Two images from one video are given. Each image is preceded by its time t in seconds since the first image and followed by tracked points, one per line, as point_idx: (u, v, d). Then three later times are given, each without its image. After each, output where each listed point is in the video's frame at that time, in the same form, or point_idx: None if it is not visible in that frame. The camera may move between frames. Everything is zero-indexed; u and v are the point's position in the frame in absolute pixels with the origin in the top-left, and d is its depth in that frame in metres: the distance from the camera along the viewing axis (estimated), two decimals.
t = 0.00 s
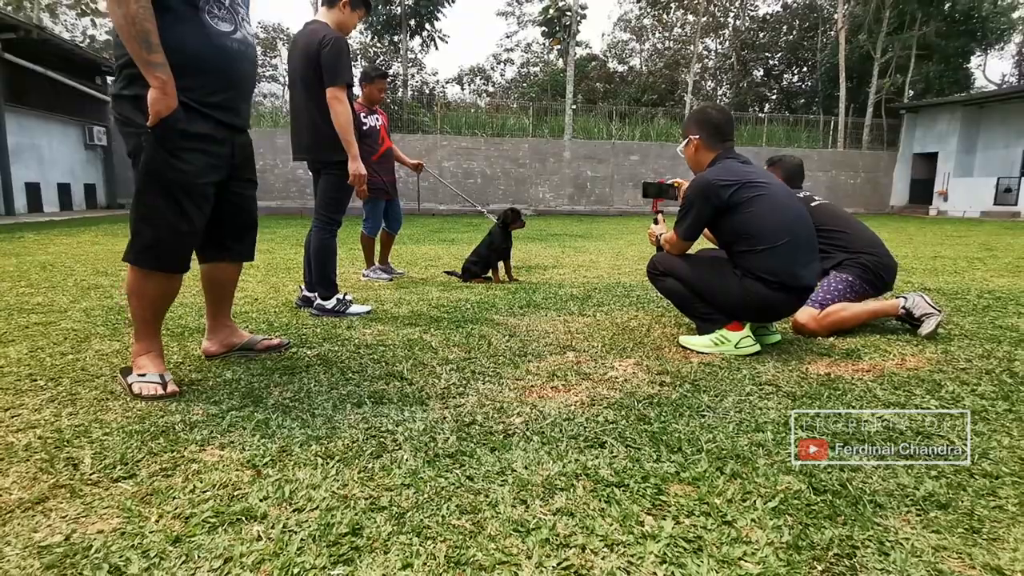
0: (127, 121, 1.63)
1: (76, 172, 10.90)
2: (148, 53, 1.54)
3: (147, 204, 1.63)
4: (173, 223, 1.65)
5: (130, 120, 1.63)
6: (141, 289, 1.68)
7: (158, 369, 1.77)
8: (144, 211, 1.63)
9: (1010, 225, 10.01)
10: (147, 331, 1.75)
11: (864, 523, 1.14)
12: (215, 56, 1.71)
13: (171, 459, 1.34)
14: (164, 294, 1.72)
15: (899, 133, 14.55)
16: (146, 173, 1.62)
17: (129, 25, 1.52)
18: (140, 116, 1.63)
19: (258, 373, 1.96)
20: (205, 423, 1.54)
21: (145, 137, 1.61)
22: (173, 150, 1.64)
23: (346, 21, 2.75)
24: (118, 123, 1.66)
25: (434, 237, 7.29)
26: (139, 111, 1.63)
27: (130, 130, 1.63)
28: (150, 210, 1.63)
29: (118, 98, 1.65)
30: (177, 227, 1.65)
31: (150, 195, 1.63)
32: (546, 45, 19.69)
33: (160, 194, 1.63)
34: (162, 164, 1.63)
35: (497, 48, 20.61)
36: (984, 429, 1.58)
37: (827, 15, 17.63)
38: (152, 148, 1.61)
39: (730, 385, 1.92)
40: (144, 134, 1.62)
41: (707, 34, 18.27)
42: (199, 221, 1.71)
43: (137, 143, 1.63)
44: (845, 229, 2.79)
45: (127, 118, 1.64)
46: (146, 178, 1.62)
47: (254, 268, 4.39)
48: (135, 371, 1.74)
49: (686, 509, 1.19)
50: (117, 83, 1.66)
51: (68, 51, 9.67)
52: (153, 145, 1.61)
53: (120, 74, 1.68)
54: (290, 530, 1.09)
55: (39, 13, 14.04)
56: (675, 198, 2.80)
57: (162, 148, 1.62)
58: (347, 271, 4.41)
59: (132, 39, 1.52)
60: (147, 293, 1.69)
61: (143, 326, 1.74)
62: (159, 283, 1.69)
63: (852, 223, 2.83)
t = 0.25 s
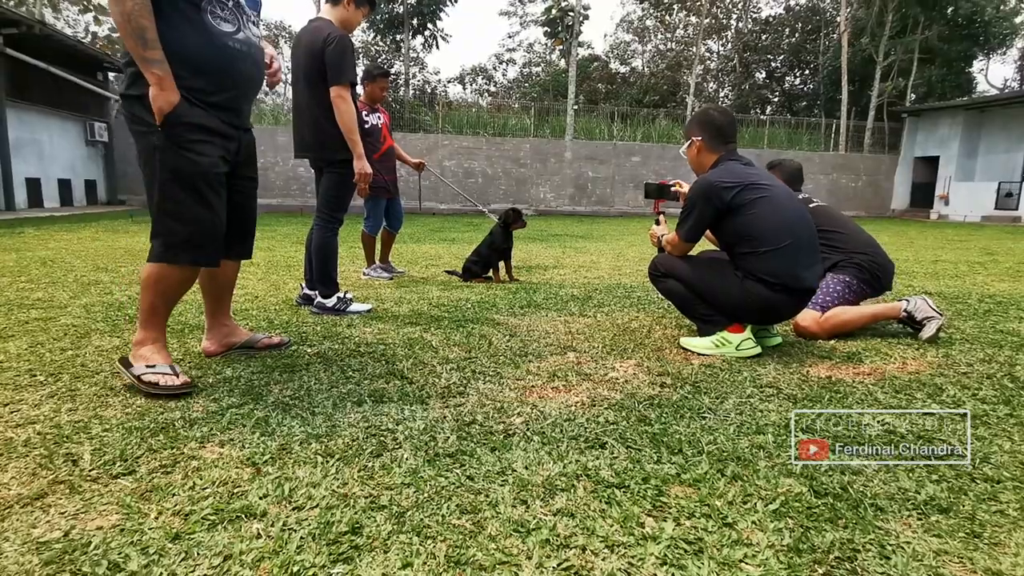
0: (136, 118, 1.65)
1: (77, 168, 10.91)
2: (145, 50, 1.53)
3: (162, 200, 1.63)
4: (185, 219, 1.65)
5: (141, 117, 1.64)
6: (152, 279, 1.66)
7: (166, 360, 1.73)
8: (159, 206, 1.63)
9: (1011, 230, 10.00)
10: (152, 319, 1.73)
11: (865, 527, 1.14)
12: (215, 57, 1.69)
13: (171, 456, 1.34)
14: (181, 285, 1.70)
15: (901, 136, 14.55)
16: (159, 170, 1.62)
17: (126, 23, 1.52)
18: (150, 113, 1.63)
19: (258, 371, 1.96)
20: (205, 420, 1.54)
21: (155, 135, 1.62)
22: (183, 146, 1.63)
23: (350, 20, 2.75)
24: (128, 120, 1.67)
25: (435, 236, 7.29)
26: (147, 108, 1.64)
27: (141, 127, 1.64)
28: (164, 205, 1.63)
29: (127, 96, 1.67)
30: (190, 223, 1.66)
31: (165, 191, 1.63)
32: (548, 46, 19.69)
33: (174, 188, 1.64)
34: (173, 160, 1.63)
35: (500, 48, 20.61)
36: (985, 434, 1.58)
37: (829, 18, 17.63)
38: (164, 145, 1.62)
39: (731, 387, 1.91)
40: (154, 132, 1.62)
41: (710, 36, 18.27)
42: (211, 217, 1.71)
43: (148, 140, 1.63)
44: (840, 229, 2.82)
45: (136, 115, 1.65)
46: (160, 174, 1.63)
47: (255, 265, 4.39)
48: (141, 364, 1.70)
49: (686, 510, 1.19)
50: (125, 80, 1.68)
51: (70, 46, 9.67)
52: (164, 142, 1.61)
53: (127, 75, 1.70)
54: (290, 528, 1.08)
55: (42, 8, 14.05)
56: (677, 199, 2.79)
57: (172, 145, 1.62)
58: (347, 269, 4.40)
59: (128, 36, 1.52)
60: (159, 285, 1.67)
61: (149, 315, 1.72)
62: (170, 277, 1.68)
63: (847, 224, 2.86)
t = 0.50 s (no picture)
0: (140, 119, 1.64)
1: (78, 166, 10.91)
2: (153, 49, 1.53)
3: (166, 202, 1.62)
4: (189, 221, 1.64)
5: (145, 119, 1.63)
6: (157, 288, 1.63)
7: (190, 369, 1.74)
8: (163, 209, 1.62)
9: (1011, 233, 9.99)
10: (161, 333, 1.70)
11: (865, 529, 1.14)
12: (220, 53, 1.70)
13: (171, 453, 1.34)
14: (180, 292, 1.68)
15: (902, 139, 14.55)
16: (164, 171, 1.61)
17: (133, 21, 1.51)
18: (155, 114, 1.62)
19: (258, 370, 1.96)
20: (205, 418, 1.54)
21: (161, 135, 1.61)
22: (189, 146, 1.63)
23: (353, 19, 2.75)
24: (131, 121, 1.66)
25: (435, 236, 7.29)
26: (153, 109, 1.63)
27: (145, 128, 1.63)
28: (167, 207, 1.62)
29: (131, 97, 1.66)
30: (193, 224, 1.64)
31: (171, 193, 1.62)
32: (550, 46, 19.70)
33: (180, 190, 1.62)
34: (178, 160, 1.62)
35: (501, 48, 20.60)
36: (986, 437, 1.57)
37: (831, 20, 17.63)
38: (171, 145, 1.61)
39: (731, 388, 1.91)
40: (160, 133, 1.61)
41: (711, 37, 18.27)
42: (217, 218, 1.70)
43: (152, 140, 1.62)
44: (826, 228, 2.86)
45: (141, 115, 1.64)
46: (165, 176, 1.61)
47: (255, 264, 4.39)
48: (171, 375, 1.70)
49: (686, 511, 1.19)
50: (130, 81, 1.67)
51: (72, 44, 9.67)
52: (170, 142, 1.61)
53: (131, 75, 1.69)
54: (290, 527, 1.08)
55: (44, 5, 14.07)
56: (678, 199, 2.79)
57: (179, 144, 1.61)
58: (348, 268, 4.40)
59: (136, 36, 1.52)
60: (161, 293, 1.64)
61: (157, 327, 1.69)
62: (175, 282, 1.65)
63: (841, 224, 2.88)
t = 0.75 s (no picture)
0: (137, 116, 1.60)
1: (79, 165, 10.90)
2: (152, 43, 1.51)
3: (165, 203, 1.60)
4: (188, 222, 1.62)
5: (143, 117, 1.60)
6: (154, 290, 1.62)
7: (189, 370, 1.73)
8: (160, 210, 1.59)
9: (1012, 234, 9.99)
10: (158, 336, 1.69)
11: (865, 530, 1.14)
12: (217, 44, 1.70)
13: (171, 452, 1.34)
14: (176, 295, 1.67)
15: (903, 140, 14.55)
16: (163, 172, 1.59)
17: (127, 14, 1.48)
18: (155, 113, 1.60)
19: (258, 369, 1.96)
20: (205, 417, 1.54)
21: (161, 133, 1.59)
22: (190, 146, 1.62)
23: (353, 18, 2.75)
24: (125, 118, 1.62)
25: (436, 236, 7.29)
26: (152, 106, 1.60)
27: (142, 127, 1.60)
28: (166, 208, 1.60)
29: (125, 93, 1.62)
30: (192, 226, 1.63)
31: (171, 194, 1.60)
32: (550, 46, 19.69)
33: (179, 191, 1.61)
34: (179, 159, 1.60)
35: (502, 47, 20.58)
36: (985, 437, 1.58)
37: (832, 20, 17.63)
38: (172, 145, 1.59)
39: (731, 388, 1.91)
40: (160, 131, 1.59)
41: (712, 38, 18.26)
42: (214, 220, 1.69)
43: (151, 139, 1.60)
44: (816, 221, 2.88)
45: (136, 112, 1.60)
46: (164, 176, 1.59)
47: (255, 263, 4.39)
48: (171, 376, 1.70)
49: (686, 511, 1.18)
50: (122, 77, 1.62)
51: (72, 43, 9.66)
52: (170, 142, 1.59)
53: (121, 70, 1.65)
54: (289, 526, 1.08)
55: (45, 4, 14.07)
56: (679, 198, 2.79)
57: (180, 144, 1.60)
58: (348, 268, 4.40)
59: (131, 29, 1.49)
60: (156, 295, 1.63)
61: (155, 330, 1.68)
62: (174, 283, 1.65)
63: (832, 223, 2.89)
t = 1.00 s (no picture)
0: (135, 115, 1.54)
1: (79, 164, 10.89)
2: (152, 46, 1.47)
3: (166, 206, 1.58)
4: (188, 226, 1.61)
5: (142, 116, 1.54)
6: (152, 292, 1.61)
7: (190, 370, 1.74)
8: (161, 213, 1.57)
9: (1012, 234, 10.00)
10: (156, 337, 1.68)
11: (866, 530, 1.14)
12: (215, 44, 1.69)
13: (171, 452, 1.34)
14: (174, 297, 1.66)
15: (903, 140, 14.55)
16: (165, 174, 1.56)
17: (130, 15, 1.45)
18: (156, 113, 1.55)
19: (258, 369, 1.95)
20: (205, 417, 1.54)
21: (164, 136, 1.55)
22: (193, 149, 1.60)
23: (351, 19, 2.75)
24: (118, 116, 1.55)
25: (436, 236, 7.29)
26: (152, 106, 1.55)
27: (141, 127, 1.54)
28: (166, 212, 1.58)
29: (119, 90, 1.55)
30: (192, 230, 1.62)
31: (173, 198, 1.58)
32: (550, 46, 19.69)
33: (181, 195, 1.59)
34: (182, 162, 1.58)
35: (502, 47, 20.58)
36: (985, 437, 1.57)
37: (832, 20, 17.65)
38: (175, 148, 1.56)
39: (731, 388, 1.91)
40: (163, 133, 1.55)
41: (712, 38, 18.26)
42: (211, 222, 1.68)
43: (150, 140, 1.55)
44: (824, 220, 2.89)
45: (134, 111, 1.54)
46: (165, 179, 1.56)
47: (255, 263, 4.38)
48: (171, 376, 1.70)
49: (686, 511, 1.18)
50: (116, 74, 1.55)
51: (72, 43, 9.65)
52: (173, 145, 1.56)
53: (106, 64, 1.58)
54: (290, 526, 1.08)
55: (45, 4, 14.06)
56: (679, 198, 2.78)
57: (183, 147, 1.57)
58: (348, 267, 4.40)
59: (130, 28, 1.45)
60: (153, 297, 1.62)
61: (153, 331, 1.67)
62: (172, 286, 1.64)
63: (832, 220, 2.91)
